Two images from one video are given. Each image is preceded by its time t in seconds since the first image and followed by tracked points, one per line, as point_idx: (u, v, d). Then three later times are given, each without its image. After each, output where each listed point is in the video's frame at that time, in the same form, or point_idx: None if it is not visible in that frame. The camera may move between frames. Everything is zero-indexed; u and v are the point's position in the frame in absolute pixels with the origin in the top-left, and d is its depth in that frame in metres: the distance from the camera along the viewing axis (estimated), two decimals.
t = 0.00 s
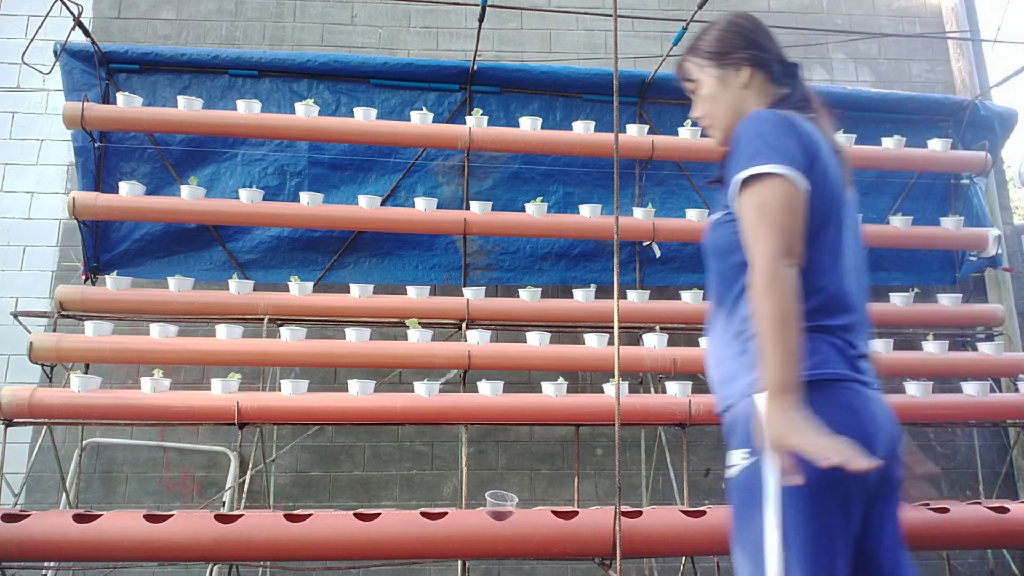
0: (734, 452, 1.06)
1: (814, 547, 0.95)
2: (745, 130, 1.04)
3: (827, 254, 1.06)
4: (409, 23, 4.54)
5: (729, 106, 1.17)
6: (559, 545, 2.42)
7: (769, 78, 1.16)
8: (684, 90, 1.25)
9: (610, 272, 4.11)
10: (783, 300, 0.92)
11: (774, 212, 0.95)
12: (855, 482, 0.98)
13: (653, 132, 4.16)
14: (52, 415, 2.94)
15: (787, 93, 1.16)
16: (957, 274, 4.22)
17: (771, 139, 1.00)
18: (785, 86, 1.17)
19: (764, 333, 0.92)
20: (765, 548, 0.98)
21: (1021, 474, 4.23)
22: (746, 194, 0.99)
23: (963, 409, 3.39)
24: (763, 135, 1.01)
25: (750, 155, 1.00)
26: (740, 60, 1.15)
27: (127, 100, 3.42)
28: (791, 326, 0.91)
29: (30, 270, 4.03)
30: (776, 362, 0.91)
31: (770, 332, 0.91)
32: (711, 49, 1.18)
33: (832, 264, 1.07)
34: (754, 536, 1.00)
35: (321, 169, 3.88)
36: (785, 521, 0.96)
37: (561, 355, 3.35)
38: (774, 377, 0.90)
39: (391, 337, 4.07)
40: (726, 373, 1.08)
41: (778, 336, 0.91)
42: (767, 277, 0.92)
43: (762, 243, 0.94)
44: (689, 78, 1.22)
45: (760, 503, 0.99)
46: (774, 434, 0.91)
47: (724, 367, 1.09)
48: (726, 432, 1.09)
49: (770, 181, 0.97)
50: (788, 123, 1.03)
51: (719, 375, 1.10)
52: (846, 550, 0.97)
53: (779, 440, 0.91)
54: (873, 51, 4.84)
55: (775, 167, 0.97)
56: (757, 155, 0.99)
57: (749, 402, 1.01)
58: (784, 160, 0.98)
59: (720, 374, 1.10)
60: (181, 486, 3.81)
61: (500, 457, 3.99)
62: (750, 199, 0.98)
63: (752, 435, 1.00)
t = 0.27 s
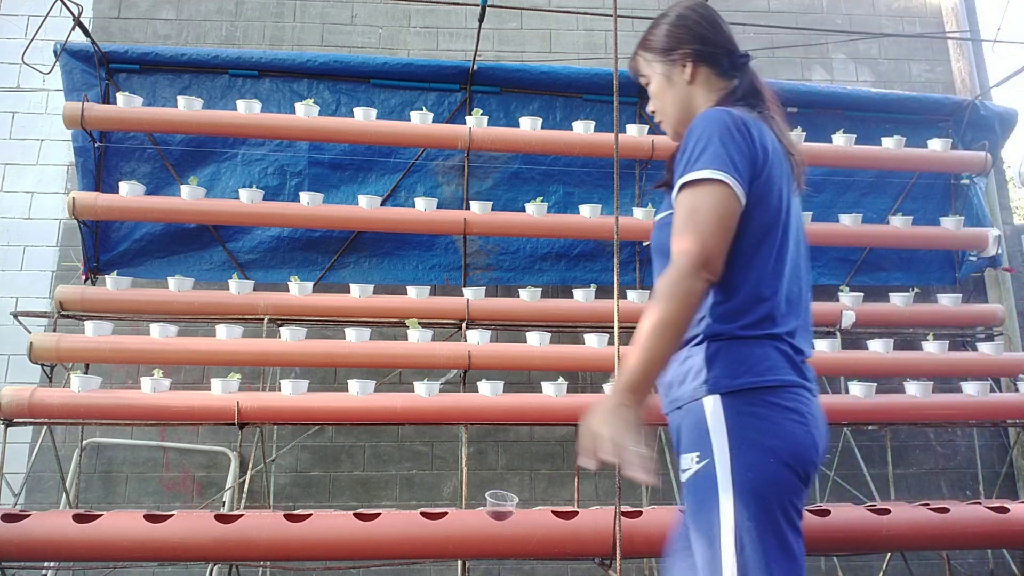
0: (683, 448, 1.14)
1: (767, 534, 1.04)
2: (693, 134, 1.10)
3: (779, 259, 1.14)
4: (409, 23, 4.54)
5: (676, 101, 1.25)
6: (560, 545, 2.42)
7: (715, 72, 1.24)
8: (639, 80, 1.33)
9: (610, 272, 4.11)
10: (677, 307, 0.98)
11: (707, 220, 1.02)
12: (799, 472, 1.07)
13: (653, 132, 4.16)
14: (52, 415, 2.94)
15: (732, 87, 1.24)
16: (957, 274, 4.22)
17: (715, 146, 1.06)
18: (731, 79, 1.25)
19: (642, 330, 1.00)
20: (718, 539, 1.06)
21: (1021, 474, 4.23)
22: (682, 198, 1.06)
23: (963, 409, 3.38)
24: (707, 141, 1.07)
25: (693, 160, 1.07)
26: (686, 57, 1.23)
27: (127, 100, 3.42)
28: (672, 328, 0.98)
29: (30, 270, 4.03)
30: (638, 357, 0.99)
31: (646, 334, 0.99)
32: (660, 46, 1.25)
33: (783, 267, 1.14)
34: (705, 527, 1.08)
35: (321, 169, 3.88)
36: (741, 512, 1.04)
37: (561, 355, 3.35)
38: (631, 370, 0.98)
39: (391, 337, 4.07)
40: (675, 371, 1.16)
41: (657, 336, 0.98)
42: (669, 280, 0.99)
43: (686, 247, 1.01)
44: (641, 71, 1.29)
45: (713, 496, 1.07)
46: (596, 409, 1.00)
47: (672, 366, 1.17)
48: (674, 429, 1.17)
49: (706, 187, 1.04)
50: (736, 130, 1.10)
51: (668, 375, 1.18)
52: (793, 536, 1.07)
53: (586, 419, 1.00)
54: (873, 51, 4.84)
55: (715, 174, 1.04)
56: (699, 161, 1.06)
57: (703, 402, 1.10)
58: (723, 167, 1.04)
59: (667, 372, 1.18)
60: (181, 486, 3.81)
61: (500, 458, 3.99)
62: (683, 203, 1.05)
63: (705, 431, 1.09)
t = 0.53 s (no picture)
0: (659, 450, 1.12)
1: (753, 530, 1.05)
2: (686, 132, 1.10)
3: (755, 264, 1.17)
4: (409, 23, 4.54)
5: (640, 102, 1.24)
6: (560, 545, 2.42)
7: (683, 75, 1.22)
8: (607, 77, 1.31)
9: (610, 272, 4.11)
10: (672, 304, 0.99)
11: (704, 222, 1.02)
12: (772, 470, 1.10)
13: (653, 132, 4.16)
14: (52, 415, 2.94)
15: (700, 88, 1.22)
16: (957, 274, 4.22)
17: (710, 146, 1.07)
18: (699, 80, 1.23)
19: (637, 330, 1.00)
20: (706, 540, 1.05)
21: (1020, 474, 4.23)
22: (674, 198, 1.06)
23: (963, 408, 3.38)
24: (700, 141, 1.08)
25: (687, 160, 1.06)
26: (652, 58, 1.21)
27: (127, 100, 3.42)
28: (669, 329, 0.99)
29: (30, 270, 4.03)
30: (637, 358, 0.99)
31: (645, 335, 0.99)
32: (627, 45, 1.23)
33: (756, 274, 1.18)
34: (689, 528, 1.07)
35: (321, 169, 3.88)
36: (731, 511, 1.04)
37: (561, 355, 3.35)
38: (619, 368, 0.99)
39: (391, 337, 4.07)
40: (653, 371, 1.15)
41: (655, 335, 0.98)
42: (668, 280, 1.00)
43: (685, 247, 1.01)
44: (608, 70, 1.28)
45: (700, 497, 1.06)
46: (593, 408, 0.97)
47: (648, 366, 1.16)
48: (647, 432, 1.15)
49: (701, 187, 1.04)
50: (729, 132, 1.11)
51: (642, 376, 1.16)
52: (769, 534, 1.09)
53: (584, 421, 0.97)
54: (873, 51, 4.84)
55: (713, 175, 1.04)
56: (694, 161, 1.06)
57: (686, 402, 1.09)
58: (720, 168, 1.05)
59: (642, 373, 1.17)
60: (181, 486, 3.81)
61: (500, 457, 3.99)
62: (678, 203, 1.05)
63: (688, 431, 1.08)
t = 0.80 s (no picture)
0: (618, 451, 1.14)
1: (710, 531, 1.09)
2: (661, 150, 1.12)
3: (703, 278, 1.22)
4: (409, 23, 4.54)
5: (590, 121, 1.28)
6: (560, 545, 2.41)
7: (634, 98, 1.26)
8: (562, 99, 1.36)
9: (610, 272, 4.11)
10: (726, 298, 1.00)
11: (702, 234, 1.05)
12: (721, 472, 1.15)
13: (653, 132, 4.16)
14: (52, 415, 2.94)
15: (648, 112, 1.25)
16: (957, 274, 4.22)
17: (686, 163, 1.09)
18: (649, 104, 1.26)
19: (717, 337, 0.98)
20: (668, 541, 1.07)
21: (1020, 474, 4.23)
22: (669, 223, 1.08)
23: (963, 408, 3.38)
24: (677, 157, 1.10)
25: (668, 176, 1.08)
26: (602, 80, 1.25)
27: (127, 100, 3.42)
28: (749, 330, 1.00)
29: (30, 270, 4.03)
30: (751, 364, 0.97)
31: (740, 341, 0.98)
32: (578, 67, 1.28)
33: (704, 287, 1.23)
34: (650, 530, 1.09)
35: (321, 169, 3.88)
36: (690, 511, 1.08)
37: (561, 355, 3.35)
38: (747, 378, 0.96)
39: (391, 337, 4.07)
40: (613, 375, 1.15)
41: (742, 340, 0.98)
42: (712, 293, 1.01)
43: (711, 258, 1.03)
44: (564, 90, 1.33)
45: (661, 496, 1.08)
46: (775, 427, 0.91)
47: (607, 372, 1.17)
48: (605, 435, 1.17)
49: (694, 201, 1.06)
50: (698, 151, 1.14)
51: (601, 381, 1.17)
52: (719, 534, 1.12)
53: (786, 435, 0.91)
54: (873, 51, 4.84)
55: (698, 189, 1.06)
56: (676, 178, 1.07)
57: (646, 404, 1.11)
58: (701, 183, 1.07)
59: (599, 378, 1.18)
60: (181, 486, 3.81)
61: (500, 458, 3.99)
62: (679, 221, 1.06)
63: (648, 433, 1.10)
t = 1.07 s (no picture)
0: (564, 450, 1.14)
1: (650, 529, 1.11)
2: (603, 165, 1.14)
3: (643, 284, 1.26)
4: (409, 23, 4.54)
5: (533, 147, 1.29)
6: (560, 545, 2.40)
7: (573, 122, 1.28)
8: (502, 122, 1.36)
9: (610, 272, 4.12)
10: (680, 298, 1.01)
11: (654, 240, 1.06)
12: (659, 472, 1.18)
13: (653, 132, 4.16)
14: (52, 415, 2.94)
15: (587, 135, 1.26)
16: (957, 274, 4.22)
17: (630, 176, 1.11)
18: (586, 128, 1.28)
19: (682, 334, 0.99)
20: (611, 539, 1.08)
21: (1020, 474, 4.23)
22: (619, 234, 1.07)
23: (963, 408, 3.38)
24: (620, 172, 1.12)
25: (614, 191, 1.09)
26: (541, 108, 1.26)
27: (127, 100, 3.42)
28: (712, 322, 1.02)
29: (30, 270, 4.03)
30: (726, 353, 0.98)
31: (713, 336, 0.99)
32: (517, 94, 1.29)
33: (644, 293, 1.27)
34: (595, 528, 1.09)
35: (321, 169, 3.88)
36: (634, 508, 1.09)
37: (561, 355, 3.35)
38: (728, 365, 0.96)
39: (391, 337, 4.07)
40: (562, 376, 1.16)
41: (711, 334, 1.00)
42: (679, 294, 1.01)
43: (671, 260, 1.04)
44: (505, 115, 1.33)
45: (606, 495, 1.09)
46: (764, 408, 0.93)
47: (556, 375, 1.17)
48: (552, 437, 1.17)
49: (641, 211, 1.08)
50: (638, 165, 1.17)
51: (549, 384, 1.18)
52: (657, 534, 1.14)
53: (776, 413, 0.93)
54: (873, 51, 4.84)
55: (641, 202, 1.07)
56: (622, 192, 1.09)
57: (594, 404, 1.12)
58: (644, 196, 1.09)
59: (547, 380, 1.18)
60: (181, 486, 3.81)
61: (500, 458, 3.99)
62: (631, 233, 1.06)
63: (597, 432, 1.11)
